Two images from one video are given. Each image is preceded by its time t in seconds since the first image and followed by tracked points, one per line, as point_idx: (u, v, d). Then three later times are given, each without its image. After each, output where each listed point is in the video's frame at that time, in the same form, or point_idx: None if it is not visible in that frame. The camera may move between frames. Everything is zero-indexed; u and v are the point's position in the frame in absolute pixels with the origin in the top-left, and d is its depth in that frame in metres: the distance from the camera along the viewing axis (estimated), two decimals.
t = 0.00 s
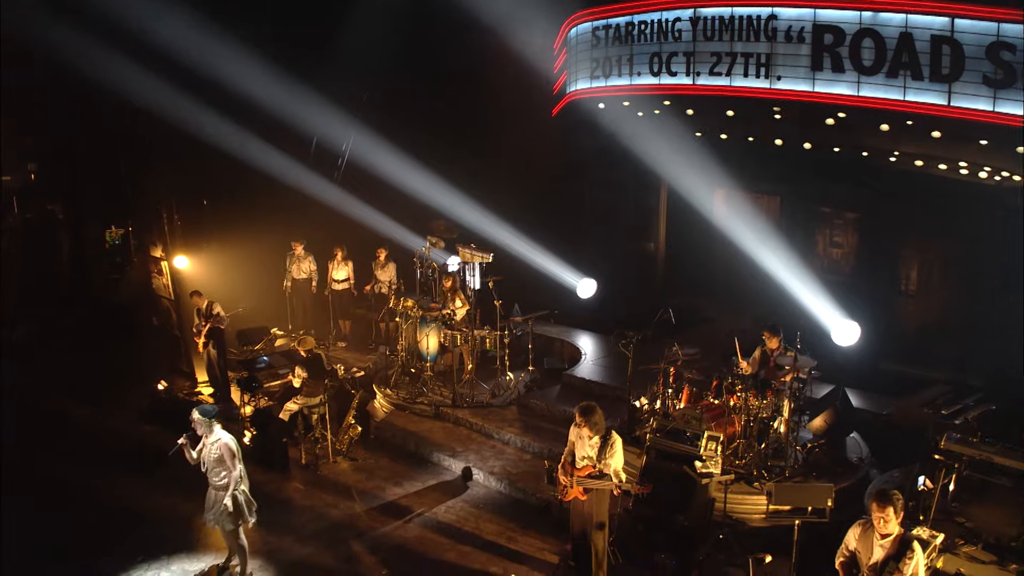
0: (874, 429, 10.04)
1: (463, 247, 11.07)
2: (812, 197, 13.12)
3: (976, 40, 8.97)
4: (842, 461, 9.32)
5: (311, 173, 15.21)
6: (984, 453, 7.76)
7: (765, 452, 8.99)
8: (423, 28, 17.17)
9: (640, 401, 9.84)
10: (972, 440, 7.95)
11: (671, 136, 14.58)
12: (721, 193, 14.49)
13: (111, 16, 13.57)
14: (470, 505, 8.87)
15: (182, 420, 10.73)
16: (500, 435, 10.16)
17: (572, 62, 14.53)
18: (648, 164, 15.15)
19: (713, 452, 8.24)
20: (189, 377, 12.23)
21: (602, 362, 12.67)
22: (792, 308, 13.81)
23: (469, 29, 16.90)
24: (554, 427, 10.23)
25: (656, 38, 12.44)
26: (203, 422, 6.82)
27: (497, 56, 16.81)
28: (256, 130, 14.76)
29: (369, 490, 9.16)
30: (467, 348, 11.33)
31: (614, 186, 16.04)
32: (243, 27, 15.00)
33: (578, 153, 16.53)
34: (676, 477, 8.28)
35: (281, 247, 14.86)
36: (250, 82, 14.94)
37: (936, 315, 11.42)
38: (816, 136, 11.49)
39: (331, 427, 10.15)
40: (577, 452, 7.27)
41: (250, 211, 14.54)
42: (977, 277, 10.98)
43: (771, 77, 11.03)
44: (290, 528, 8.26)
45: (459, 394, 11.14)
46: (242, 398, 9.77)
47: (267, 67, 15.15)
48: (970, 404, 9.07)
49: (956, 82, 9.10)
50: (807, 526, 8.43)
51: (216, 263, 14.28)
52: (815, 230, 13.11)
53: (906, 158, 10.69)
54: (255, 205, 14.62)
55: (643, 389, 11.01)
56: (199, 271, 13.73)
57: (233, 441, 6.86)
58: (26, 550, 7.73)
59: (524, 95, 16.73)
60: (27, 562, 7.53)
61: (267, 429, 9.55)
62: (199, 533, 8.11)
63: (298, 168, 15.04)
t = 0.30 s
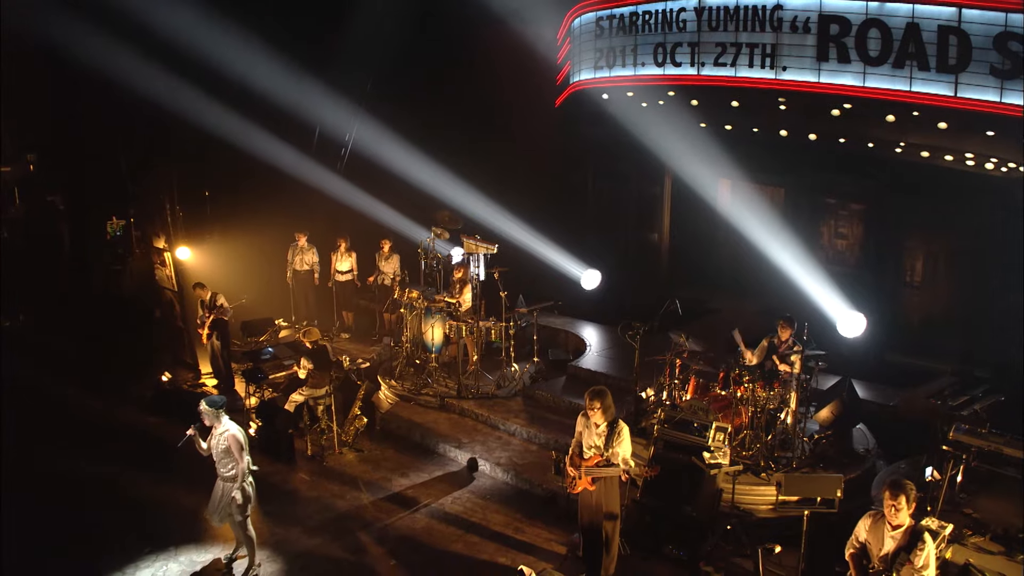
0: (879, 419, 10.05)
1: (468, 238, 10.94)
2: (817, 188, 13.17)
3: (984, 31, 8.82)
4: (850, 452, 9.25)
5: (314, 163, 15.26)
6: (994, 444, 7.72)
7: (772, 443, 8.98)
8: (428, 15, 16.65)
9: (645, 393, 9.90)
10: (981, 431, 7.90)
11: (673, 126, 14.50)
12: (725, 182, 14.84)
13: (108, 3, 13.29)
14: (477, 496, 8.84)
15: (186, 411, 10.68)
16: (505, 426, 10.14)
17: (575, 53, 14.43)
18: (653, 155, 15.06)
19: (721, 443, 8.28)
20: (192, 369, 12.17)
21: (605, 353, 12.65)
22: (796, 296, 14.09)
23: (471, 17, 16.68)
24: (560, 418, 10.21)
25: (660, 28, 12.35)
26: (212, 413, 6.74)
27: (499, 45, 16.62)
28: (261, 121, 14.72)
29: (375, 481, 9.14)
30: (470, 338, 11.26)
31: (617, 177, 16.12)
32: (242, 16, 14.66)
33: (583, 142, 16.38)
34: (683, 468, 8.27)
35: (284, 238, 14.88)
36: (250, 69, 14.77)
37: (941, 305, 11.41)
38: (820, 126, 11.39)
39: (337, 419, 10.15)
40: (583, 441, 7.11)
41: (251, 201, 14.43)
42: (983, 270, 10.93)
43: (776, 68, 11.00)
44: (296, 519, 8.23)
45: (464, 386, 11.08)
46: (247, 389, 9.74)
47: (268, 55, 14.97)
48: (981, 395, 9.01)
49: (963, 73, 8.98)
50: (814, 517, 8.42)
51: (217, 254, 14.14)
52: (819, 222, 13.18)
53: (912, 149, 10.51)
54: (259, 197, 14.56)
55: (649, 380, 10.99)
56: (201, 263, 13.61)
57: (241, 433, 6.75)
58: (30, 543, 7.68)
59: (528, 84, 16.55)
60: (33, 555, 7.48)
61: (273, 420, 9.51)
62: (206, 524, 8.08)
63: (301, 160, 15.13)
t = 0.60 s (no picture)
0: (883, 409, 10.05)
1: (471, 229, 10.91)
2: (819, 179, 13.36)
3: (988, 21, 8.82)
4: (854, 443, 9.22)
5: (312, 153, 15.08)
6: (998, 434, 7.68)
7: (775, 433, 8.99)
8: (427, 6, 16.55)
9: (648, 383, 9.71)
10: (987, 421, 7.87)
11: (675, 117, 14.38)
12: (727, 174, 15.15)
13: None
14: (481, 487, 8.82)
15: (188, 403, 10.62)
16: (509, 417, 10.11)
17: (576, 43, 14.35)
18: (656, 146, 14.92)
19: (727, 434, 8.11)
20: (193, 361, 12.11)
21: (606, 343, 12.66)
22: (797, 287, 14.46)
23: (471, 6, 16.49)
24: (563, 409, 10.18)
25: (662, 19, 12.27)
26: (218, 405, 6.65)
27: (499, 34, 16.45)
28: (260, 110, 14.67)
29: (378, 472, 9.11)
30: (471, 330, 11.13)
31: (620, 167, 15.91)
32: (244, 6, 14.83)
33: (586, 131, 16.19)
34: (688, 458, 8.27)
35: (284, 230, 14.80)
36: (250, 58, 14.88)
37: (944, 297, 11.37)
38: (824, 117, 11.13)
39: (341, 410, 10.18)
40: (587, 431, 7.00)
41: (248, 191, 14.22)
42: (983, 258, 10.89)
43: (779, 58, 10.90)
44: (301, 510, 8.20)
45: (467, 376, 11.07)
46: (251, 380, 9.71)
47: (267, 42, 15.06)
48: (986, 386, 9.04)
49: (967, 64, 8.97)
50: (820, 507, 8.42)
51: (214, 245, 13.92)
52: (821, 214, 13.37)
53: (914, 141, 10.49)
54: (259, 188, 14.43)
55: (653, 371, 10.95)
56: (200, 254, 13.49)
57: (247, 425, 6.69)
58: (33, 537, 7.62)
59: (528, 74, 16.39)
60: (35, 549, 7.43)
61: (276, 411, 9.45)
62: (209, 516, 8.03)
63: (302, 150, 14.98)
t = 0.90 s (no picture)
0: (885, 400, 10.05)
1: (471, 219, 10.82)
2: (821, 169, 13.33)
3: (992, 11, 8.90)
4: (857, 434, 9.20)
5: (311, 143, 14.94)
6: (1002, 425, 7.68)
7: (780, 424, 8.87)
8: None
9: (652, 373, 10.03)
10: (991, 412, 7.84)
11: (676, 108, 14.32)
12: (727, 165, 14.96)
13: None
14: (485, 478, 8.79)
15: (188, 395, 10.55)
16: (511, 408, 10.08)
17: (577, 33, 14.26)
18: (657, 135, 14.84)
19: (731, 423, 8.42)
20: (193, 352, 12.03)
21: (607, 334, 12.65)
22: (801, 279, 14.15)
23: None
24: (566, 400, 10.15)
25: (663, 9, 12.17)
26: (220, 398, 6.61)
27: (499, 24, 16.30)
28: (258, 101, 14.36)
29: (381, 464, 9.07)
30: (473, 321, 11.17)
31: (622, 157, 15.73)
32: None
33: (586, 121, 15.94)
34: (693, 449, 8.23)
35: (284, 221, 14.76)
36: (249, 45, 14.31)
37: (945, 288, 11.42)
38: (827, 107, 10.95)
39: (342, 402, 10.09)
40: (593, 421, 6.95)
41: (246, 182, 14.17)
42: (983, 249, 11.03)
43: (780, 49, 10.79)
44: (304, 502, 8.15)
45: (469, 367, 11.05)
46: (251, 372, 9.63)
47: (269, 31, 14.53)
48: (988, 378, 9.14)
49: (970, 54, 8.99)
50: (823, 497, 8.41)
51: (213, 236, 13.83)
52: (824, 203, 13.34)
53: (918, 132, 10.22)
54: (259, 178, 14.32)
55: (655, 361, 10.93)
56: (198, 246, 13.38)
57: (251, 416, 6.64)
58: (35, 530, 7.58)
59: (527, 64, 16.26)
60: (38, 542, 7.39)
61: (278, 402, 9.40)
62: (212, 508, 7.99)
63: (301, 140, 14.87)
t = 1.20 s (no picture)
0: (888, 392, 10.04)
1: (471, 211, 10.78)
2: (822, 160, 13.32)
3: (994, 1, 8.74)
4: (860, 425, 9.22)
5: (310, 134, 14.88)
6: (1006, 415, 7.74)
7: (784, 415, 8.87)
8: None
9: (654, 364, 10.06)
10: (996, 403, 7.91)
11: (675, 100, 14.21)
12: (727, 157, 15.14)
13: None
14: (488, 470, 8.76)
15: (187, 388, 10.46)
16: (514, 400, 10.04)
17: (577, 25, 14.17)
18: (657, 126, 14.87)
19: (735, 415, 8.37)
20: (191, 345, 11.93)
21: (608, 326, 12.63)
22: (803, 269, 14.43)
23: None
24: (568, 392, 10.11)
25: None
26: (225, 390, 6.52)
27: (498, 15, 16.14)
28: (258, 92, 14.39)
29: (383, 456, 9.02)
30: (473, 312, 11.15)
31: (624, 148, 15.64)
32: None
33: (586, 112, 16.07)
34: (697, 441, 8.21)
35: (282, 213, 14.68)
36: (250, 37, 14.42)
37: (946, 281, 11.42)
38: (827, 99, 10.80)
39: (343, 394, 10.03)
40: (599, 413, 6.89)
41: (246, 174, 14.16)
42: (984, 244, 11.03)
43: (781, 40, 10.81)
44: (306, 495, 8.10)
45: (470, 359, 11.03)
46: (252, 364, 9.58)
47: (264, 21, 14.48)
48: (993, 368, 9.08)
49: (971, 45, 8.91)
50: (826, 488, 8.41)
51: (212, 231, 13.87)
52: (824, 194, 13.37)
53: (918, 124, 10.05)
54: (261, 171, 14.33)
55: (658, 353, 10.90)
56: (197, 239, 13.37)
57: (255, 408, 6.57)
58: (35, 524, 7.50)
59: (526, 55, 16.12)
60: (38, 535, 7.32)
61: (280, 395, 9.34)
62: (214, 500, 7.93)
63: (301, 131, 14.81)
